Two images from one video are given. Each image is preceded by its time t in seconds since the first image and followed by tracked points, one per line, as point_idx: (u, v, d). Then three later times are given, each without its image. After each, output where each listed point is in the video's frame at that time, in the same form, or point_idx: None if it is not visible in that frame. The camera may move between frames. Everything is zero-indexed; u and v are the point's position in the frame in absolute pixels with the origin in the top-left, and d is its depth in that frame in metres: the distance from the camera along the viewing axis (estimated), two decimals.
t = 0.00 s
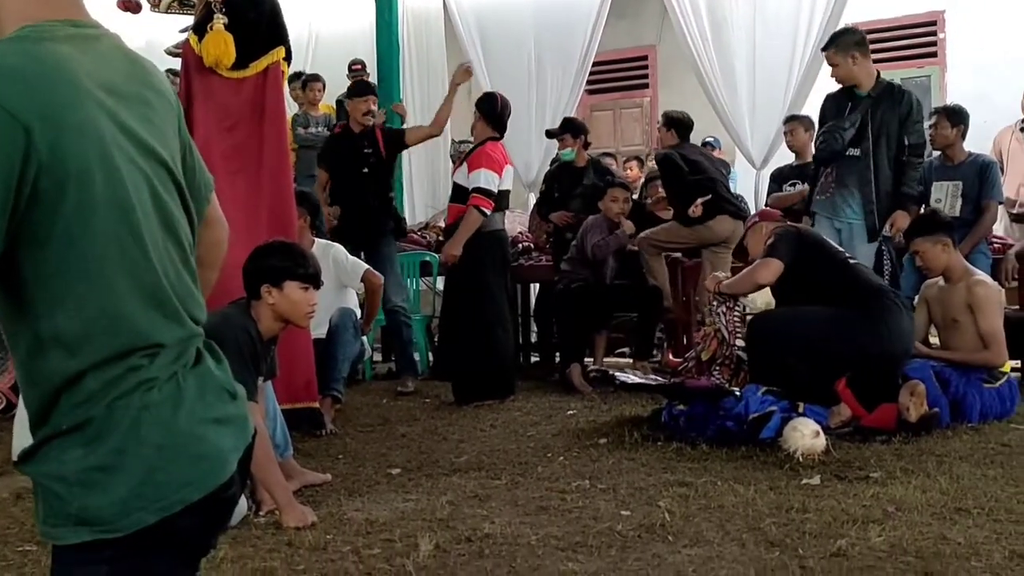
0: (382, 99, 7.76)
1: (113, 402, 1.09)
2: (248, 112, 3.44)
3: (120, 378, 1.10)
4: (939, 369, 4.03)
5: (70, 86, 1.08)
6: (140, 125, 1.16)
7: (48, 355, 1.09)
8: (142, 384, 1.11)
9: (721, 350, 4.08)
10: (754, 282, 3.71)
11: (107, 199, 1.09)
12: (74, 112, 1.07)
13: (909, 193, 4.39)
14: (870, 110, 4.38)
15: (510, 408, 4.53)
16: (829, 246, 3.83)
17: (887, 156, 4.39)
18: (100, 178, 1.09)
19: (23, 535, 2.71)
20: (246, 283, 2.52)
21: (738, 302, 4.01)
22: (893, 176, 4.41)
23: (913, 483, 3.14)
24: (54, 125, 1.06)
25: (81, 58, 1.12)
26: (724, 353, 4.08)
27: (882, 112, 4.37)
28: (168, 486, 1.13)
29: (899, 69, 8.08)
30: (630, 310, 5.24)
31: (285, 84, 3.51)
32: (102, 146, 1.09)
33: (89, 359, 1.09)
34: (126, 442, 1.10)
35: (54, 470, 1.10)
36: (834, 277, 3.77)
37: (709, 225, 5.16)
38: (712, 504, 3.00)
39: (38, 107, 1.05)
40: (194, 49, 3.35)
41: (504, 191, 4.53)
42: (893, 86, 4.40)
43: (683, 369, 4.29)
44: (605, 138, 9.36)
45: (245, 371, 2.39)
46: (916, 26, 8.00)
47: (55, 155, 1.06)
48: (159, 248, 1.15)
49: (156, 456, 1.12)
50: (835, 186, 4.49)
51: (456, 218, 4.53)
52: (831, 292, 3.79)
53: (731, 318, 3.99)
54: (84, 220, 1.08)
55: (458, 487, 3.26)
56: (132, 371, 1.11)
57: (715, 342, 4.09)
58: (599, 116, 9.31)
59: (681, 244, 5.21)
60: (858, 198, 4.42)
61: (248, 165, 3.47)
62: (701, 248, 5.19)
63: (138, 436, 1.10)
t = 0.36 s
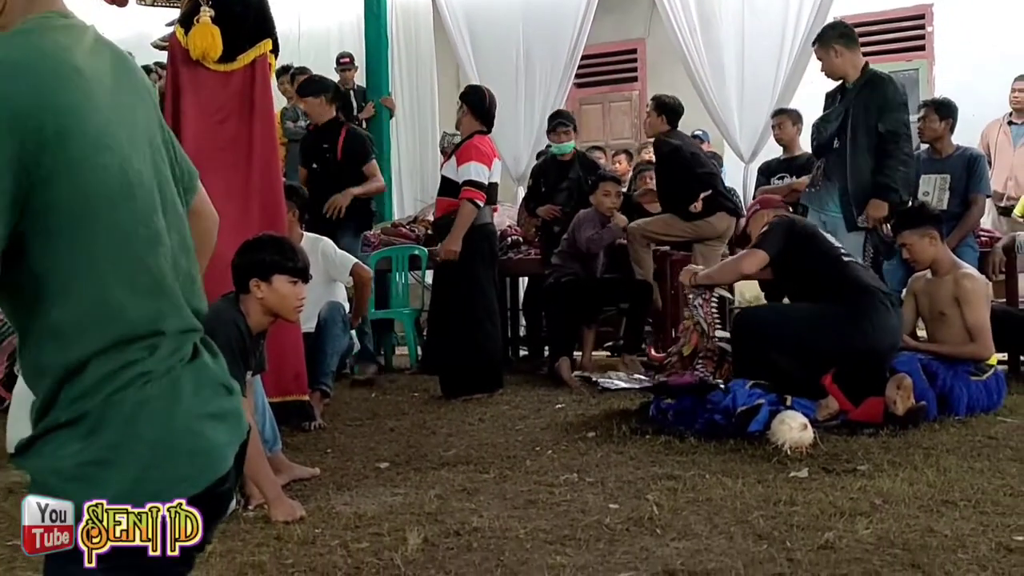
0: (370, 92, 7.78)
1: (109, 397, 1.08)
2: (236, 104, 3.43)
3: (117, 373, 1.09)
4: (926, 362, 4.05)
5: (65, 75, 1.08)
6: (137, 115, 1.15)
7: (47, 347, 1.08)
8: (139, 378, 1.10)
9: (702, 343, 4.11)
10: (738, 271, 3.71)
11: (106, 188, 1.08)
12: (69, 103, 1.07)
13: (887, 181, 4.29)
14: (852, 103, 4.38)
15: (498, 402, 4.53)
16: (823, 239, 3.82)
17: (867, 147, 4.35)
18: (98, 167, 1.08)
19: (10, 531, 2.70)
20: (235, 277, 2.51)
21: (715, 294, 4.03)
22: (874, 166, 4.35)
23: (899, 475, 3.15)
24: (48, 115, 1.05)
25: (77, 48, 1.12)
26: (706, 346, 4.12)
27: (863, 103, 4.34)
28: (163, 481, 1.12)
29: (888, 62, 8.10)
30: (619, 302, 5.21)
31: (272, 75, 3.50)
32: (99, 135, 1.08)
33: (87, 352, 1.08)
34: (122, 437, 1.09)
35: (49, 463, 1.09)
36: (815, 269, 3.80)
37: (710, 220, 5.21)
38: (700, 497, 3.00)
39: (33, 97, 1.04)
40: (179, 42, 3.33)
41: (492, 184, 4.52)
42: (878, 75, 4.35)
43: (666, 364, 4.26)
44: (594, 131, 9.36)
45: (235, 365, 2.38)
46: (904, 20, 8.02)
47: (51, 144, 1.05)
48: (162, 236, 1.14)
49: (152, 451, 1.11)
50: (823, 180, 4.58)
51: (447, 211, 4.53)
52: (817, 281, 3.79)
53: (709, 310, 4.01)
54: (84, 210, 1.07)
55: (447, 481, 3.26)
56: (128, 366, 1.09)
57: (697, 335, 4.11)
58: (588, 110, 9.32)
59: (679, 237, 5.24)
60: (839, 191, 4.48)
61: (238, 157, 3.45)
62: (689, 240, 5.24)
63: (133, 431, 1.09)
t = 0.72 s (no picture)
0: (362, 88, 7.77)
1: (110, 393, 1.07)
2: (223, 101, 3.42)
3: (119, 369, 1.07)
4: (917, 357, 4.07)
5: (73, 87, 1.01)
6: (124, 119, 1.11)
7: (52, 349, 1.06)
8: (137, 376, 1.09)
9: (694, 338, 4.10)
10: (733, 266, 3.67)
11: (119, 202, 1.05)
12: (86, 118, 1.01)
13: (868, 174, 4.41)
14: (839, 98, 4.49)
15: (490, 398, 4.53)
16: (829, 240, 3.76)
17: (851, 140, 4.46)
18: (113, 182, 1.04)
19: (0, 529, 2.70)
20: (225, 274, 2.50)
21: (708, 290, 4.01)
22: (858, 160, 4.47)
23: (890, 471, 3.16)
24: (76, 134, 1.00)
25: (67, 52, 1.05)
26: (697, 341, 4.12)
27: (848, 96, 4.46)
28: (161, 477, 1.11)
29: (879, 58, 8.12)
30: (612, 298, 5.20)
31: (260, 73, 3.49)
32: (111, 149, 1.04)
33: (91, 351, 1.06)
34: (121, 432, 1.08)
35: (47, 458, 1.08)
36: (808, 270, 3.77)
37: (710, 217, 5.22)
38: (692, 493, 3.01)
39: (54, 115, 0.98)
40: (166, 37, 3.31)
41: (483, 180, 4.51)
42: (863, 73, 4.46)
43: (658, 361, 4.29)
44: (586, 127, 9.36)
45: (224, 364, 2.36)
46: (896, 16, 8.03)
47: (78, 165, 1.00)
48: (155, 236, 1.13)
49: (149, 445, 1.10)
50: (809, 175, 4.67)
51: (439, 208, 4.54)
52: (806, 279, 3.79)
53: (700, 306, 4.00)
54: (102, 225, 1.04)
55: (439, 477, 3.27)
56: (129, 364, 1.08)
57: (687, 331, 4.10)
58: (580, 105, 9.31)
59: (677, 233, 5.23)
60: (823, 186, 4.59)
61: (226, 154, 3.45)
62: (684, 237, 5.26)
63: (133, 426, 1.08)
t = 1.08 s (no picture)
0: (356, 86, 7.76)
1: (86, 394, 1.09)
2: (216, 100, 3.42)
3: (95, 369, 1.10)
4: (912, 355, 4.07)
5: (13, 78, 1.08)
6: (87, 113, 1.15)
7: (25, 348, 1.09)
8: (114, 374, 1.11)
9: (686, 337, 4.16)
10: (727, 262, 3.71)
11: (63, 188, 1.08)
12: (19, 104, 1.07)
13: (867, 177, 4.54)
14: (820, 97, 4.58)
15: (485, 396, 4.53)
16: (830, 239, 3.69)
17: (839, 140, 4.57)
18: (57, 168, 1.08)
19: None
20: (220, 272, 2.48)
21: (699, 288, 4.05)
22: (846, 159, 4.59)
23: (885, 469, 3.16)
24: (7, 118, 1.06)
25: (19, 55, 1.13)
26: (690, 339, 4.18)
27: (833, 97, 4.56)
28: (144, 475, 1.14)
29: (873, 57, 8.14)
30: (608, 297, 5.21)
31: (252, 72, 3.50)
32: (54, 136, 1.08)
33: (62, 350, 1.08)
34: (101, 431, 1.10)
35: (30, 458, 1.10)
36: (810, 267, 3.73)
37: (708, 215, 5.24)
38: (686, 491, 3.01)
39: None
40: (160, 36, 3.32)
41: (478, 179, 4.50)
42: (841, 74, 4.59)
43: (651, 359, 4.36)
44: (581, 126, 9.36)
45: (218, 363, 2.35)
46: (890, 14, 8.05)
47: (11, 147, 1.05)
48: (123, 230, 1.14)
49: (129, 445, 1.12)
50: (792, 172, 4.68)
51: (433, 206, 4.54)
52: (807, 275, 3.75)
53: (692, 304, 4.03)
54: (47, 212, 1.07)
55: (434, 475, 3.26)
56: (103, 363, 1.10)
57: (680, 329, 4.15)
58: (575, 104, 9.32)
59: (675, 230, 5.24)
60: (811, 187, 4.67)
61: (218, 153, 3.42)
62: (679, 236, 5.26)
63: (112, 425, 1.11)
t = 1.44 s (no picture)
0: (352, 86, 7.75)
1: (74, 398, 1.08)
2: (212, 99, 3.42)
3: (82, 374, 1.09)
4: (907, 355, 4.08)
5: None
6: (69, 112, 1.14)
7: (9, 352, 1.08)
8: (102, 378, 1.10)
9: (687, 337, 4.15)
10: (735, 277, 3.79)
11: (39, 189, 1.07)
12: None
13: (849, 181, 4.60)
14: (803, 101, 4.60)
15: (481, 397, 4.53)
16: (837, 242, 3.73)
17: (823, 142, 4.60)
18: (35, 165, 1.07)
19: None
20: (215, 273, 2.48)
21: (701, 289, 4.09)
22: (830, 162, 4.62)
23: (881, 469, 3.16)
24: None
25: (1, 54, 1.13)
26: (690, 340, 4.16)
27: (816, 101, 4.59)
28: (137, 477, 1.13)
29: (869, 56, 8.16)
30: (600, 298, 5.21)
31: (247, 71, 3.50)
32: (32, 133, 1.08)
33: (46, 355, 1.07)
34: (89, 436, 1.09)
35: (20, 467, 1.10)
36: (809, 267, 3.75)
37: (707, 215, 5.19)
38: (682, 491, 3.01)
39: None
40: (154, 37, 3.31)
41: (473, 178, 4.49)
42: (823, 81, 4.62)
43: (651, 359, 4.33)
44: (576, 125, 9.36)
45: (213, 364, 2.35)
46: (885, 14, 8.05)
47: None
48: (106, 228, 1.14)
49: (121, 448, 1.12)
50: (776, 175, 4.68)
51: (429, 207, 4.53)
52: (807, 277, 3.77)
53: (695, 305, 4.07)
54: (21, 214, 1.06)
55: (429, 476, 3.26)
56: (90, 366, 1.09)
57: (681, 329, 4.15)
58: (571, 104, 9.32)
59: (674, 230, 5.19)
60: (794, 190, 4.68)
61: (213, 152, 3.42)
62: (677, 236, 5.26)
63: (101, 429, 1.10)
